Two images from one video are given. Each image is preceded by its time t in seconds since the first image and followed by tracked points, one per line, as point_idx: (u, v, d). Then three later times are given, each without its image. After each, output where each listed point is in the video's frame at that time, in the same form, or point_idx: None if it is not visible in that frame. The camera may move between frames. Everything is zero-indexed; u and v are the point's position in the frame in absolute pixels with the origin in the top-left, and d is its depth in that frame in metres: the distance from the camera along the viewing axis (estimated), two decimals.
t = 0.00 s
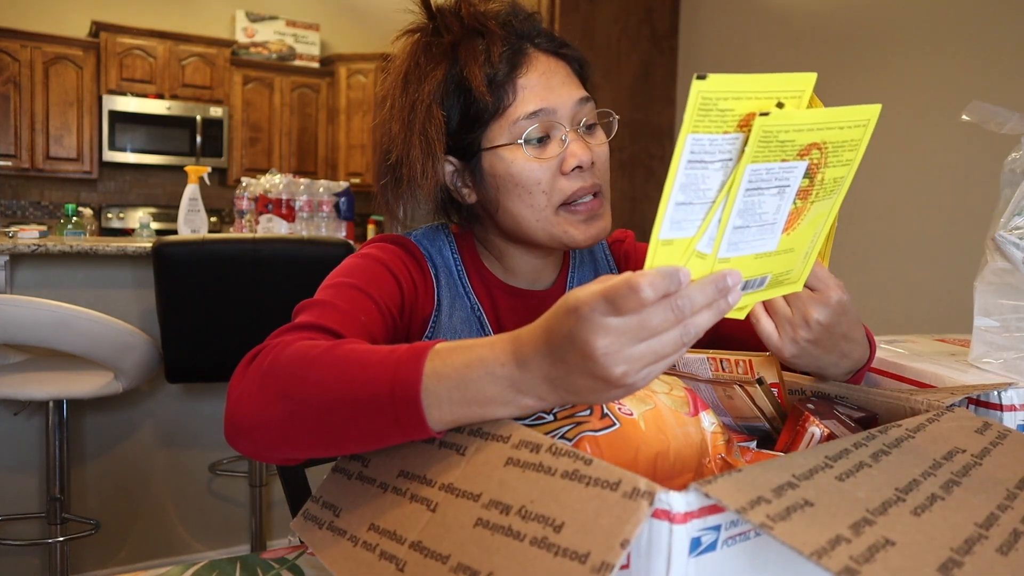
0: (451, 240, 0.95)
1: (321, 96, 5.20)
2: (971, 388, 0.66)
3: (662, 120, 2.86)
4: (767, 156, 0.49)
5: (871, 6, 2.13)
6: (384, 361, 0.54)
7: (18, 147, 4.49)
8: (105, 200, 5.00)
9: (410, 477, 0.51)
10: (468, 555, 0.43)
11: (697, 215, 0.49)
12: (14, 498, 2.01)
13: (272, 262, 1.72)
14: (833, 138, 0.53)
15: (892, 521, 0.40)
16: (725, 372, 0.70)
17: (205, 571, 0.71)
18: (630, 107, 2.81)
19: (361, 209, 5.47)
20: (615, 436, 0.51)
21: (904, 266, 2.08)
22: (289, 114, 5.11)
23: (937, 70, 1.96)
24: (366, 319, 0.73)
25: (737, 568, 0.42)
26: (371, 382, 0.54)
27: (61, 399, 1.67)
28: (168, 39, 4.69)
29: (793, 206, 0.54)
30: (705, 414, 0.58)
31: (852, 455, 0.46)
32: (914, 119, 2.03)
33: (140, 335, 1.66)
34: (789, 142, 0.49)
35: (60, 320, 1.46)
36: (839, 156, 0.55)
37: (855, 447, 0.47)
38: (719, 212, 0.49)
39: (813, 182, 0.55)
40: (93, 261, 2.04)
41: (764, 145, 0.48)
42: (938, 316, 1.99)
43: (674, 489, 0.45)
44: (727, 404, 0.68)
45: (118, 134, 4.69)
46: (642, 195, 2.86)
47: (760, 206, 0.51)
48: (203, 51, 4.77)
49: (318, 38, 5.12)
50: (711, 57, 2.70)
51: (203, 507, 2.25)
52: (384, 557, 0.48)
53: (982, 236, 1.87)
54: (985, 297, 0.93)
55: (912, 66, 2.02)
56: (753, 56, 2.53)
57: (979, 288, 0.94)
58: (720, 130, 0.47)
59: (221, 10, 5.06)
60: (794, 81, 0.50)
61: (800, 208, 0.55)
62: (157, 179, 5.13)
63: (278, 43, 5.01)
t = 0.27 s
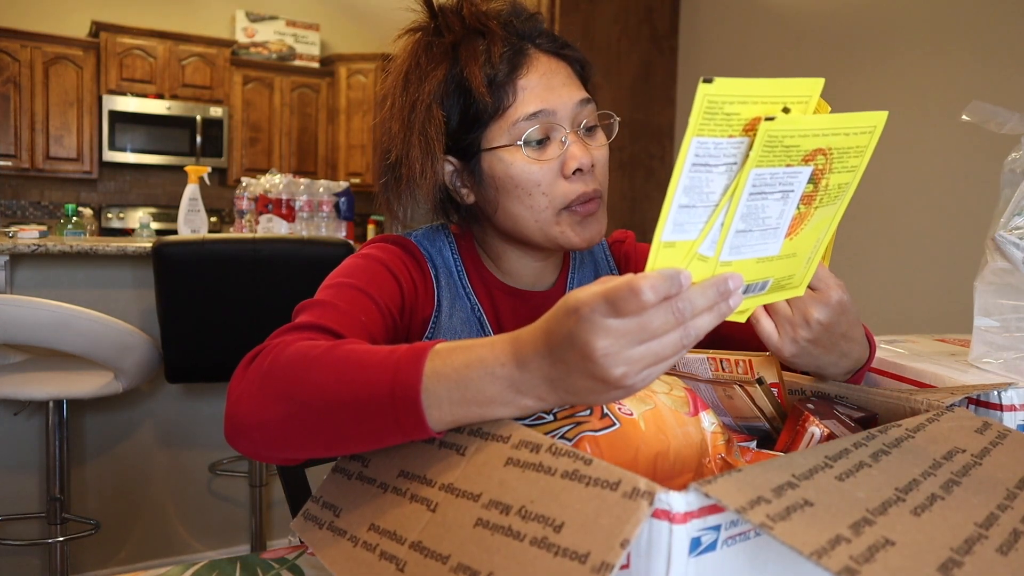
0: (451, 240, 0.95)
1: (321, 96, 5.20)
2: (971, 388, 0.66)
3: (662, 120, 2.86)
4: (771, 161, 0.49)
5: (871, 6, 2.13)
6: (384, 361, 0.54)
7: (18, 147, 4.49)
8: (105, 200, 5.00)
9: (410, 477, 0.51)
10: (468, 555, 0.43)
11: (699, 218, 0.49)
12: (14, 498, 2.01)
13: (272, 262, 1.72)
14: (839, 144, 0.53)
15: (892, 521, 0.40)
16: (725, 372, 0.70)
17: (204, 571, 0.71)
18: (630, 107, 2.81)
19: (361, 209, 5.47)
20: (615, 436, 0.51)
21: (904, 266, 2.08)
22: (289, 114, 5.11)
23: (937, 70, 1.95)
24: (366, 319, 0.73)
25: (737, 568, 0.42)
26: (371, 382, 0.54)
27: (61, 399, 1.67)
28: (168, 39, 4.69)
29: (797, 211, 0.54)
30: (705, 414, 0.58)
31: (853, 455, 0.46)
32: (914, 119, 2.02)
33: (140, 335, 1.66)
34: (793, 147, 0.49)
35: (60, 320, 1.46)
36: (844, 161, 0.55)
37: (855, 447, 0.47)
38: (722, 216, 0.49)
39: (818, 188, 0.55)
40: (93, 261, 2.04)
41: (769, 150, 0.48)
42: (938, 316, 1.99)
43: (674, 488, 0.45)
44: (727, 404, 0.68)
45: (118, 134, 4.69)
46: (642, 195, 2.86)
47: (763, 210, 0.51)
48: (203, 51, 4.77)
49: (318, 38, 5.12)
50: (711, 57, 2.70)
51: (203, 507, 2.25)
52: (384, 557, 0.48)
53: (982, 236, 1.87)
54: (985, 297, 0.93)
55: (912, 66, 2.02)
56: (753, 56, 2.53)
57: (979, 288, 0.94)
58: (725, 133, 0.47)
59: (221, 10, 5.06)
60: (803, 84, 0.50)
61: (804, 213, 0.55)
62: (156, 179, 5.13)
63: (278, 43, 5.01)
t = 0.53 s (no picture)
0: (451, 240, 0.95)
1: (321, 96, 5.20)
2: (971, 388, 0.66)
3: (662, 120, 2.86)
4: (772, 162, 0.49)
5: (871, 7, 2.13)
6: (384, 361, 0.54)
7: (18, 147, 4.49)
8: (105, 200, 5.01)
9: (411, 477, 0.51)
10: (468, 555, 0.43)
11: (699, 218, 0.49)
12: (14, 498, 2.01)
13: (272, 262, 1.72)
14: (840, 145, 0.53)
15: (891, 521, 0.40)
16: (725, 372, 0.70)
17: (204, 571, 0.71)
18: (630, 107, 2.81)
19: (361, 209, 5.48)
20: (615, 436, 0.51)
21: (904, 267, 2.08)
22: (289, 114, 5.11)
23: (937, 70, 1.95)
24: (366, 319, 0.73)
25: (737, 568, 0.42)
26: (371, 383, 0.54)
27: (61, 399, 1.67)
28: (168, 39, 4.70)
29: (798, 213, 0.54)
30: (705, 414, 0.58)
31: (852, 455, 0.46)
32: (915, 119, 2.02)
33: (140, 335, 1.66)
34: (794, 148, 0.49)
35: (59, 320, 1.46)
36: (845, 163, 0.55)
37: (855, 447, 0.47)
38: (722, 217, 0.49)
39: (819, 190, 0.55)
40: (93, 261, 2.04)
41: (769, 151, 0.48)
42: (938, 316, 1.99)
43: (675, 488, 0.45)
44: (726, 404, 0.68)
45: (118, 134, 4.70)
46: (642, 195, 2.86)
47: (763, 211, 0.51)
48: (203, 51, 4.77)
49: (318, 38, 5.12)
50: (711, 57, 2.70)
51: (203, 507, 2.25)
52: (384, 557, 0.48)
53: (982, 236, 1.87)
54: (984, 297, 0.93)
55: (911, 66, 2.02)
56: (753, 56, 2.53)
57: (979, 288, 0.94)
58: (725, 134, 0.47)
59: (221, 11, 5.06)
60: (803, 86, 0.50)
61: (804, 215, 0.55)
62: (156, 179, 5.14)
63: (278, 43, 5.01)
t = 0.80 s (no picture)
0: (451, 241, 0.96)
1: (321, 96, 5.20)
2: (971, 388, 0.66)
3: (662, 120, 2.86)
4: (773, 163, 0.49)
5: (870, 7, 2.13)
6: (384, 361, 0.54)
7: (18, 146, 4.49)
8: (105, 200, 5.01)
9: (411, 477, 0.51)
10: (468, 555, 0.43)
11: (701, 219, 0.49)
12: (14, 498, 2.01)
13: (271, 262, 1.72)
14: (841, 147, 0.53)
15: (892, 520, 0.40)
16: (725, 372, 0.70)
17: (204, 571, 0.71)
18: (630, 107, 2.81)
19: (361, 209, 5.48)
20: (615, 437, 0.51)
21: (904, 267, 2.08)
22: (289, 114, 5.11)
23: (937, 70, 1.95)
24: (367, 320, 0.73)
25: (737, 568, 0.42)
26: (370, 383, 0.54)
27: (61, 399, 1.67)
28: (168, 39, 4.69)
29: (798, 213, 0.54)
30: (706, 414, 0.57)
31: (852, 455, 0.46)
32: (915, 119, 2.02)
33: (140, 335, 1.66)
34: (795, 150, 0.49)
35: (60, 320, 1.46)
36: (845, 165, 0.55)
37: (855, 447, 0.47)
38: (724, 217, 0.49)
39: (819, 191, 0.55)
40: (93, 261, 2.04)
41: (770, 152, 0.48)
42: (938, 316, 1.99)
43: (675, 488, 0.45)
44: (726, 404, 0.68)
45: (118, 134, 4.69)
46: (642, 195, 2.86)
47: (764, 212, 0.51)
48: (203, 51, 4.77)
49: (318, 38, 5.12)
50: (711, 57, 2.70)
51: (203, 507, 2.25)
52: (384, 557, 0.48)
53: (982, 236, 1.86)
54: (985, 297, 0.93)
55: (911, 66, 2.02)
56: (753, 56, 2.53)
57: (979, 288, 0.94)
58: (727, 135, 0.47)
59: (221, 11, 5.06)
60: (803, 87, 0.50)
61: (804, 216, 0.55)
62: (157, 179, 5.14)
63: (278, 43, 5.01)
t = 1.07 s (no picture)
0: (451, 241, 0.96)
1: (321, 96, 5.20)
2: (971, 388, 0.66)
3: (662, 120, 2.87)
4: (790, 171, 0.49)
5: (871, 6, 2.13)
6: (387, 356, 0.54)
7: (18, 146, 4.49)
8: (105, 200, 5.01)
9: (409, 476, 0.51)
10: (466, 553, 0.43)
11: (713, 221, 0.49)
12: (14, 498, 2.01)
13: (271, 262, 1.72)
14: (858, 164, 0.53)
15: (892, 520, 0.40)
16: (725, 372, 0.69)
17: (204, 571, 0.71)
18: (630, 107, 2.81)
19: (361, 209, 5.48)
20: (615, 437, 0.50)
21: (904, 267, 2.08)
22: (289, 114, 5.11)
23: (937, 70, 1.95)
24: (366, 318, 0.73)
25: (737, 569, 0.42)
26: (371, 378, 0.54)
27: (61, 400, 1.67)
28: (168, 39, 4.69)
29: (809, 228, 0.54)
30: (705, 414, 0.58)
31: (853, 455, 0.46)
32: (916, 119, 2.02)
33: (140, 336, 1.66)
34: (811, 161, 0.50)
35: (60, 320, 1.46)
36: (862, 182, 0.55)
37: (855, 448, 0.47)
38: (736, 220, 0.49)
39: (831, 207, 0.55)
40: (93, 261, 2.04)
41: (788, 162, 0.49)
42: (938, 316, 1.99)
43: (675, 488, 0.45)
44: (726, 404, 0.68)
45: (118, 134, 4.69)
46: (642, 195, 2.87)
47: (775, 221, 0.51)
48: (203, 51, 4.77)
49: (317, 37, 5.12)
50: (711, 57, 2.70)
51: (203, 507, 2.25)
52: (380, 554, 0.48)
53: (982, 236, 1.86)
54: (985, 297, 0.93)
55: (911, 66, 2.02)
56: (753, 56, 2.53)
57: (979, 288, 0.94)
58: (746, 141, 0.47)
59: (221, 11, 5.06)
60: (824, 101, 0.50)
61: (815, 229, 0.55)
62: (157, 179, 5.14)
63: (278, 43, 5.01)
